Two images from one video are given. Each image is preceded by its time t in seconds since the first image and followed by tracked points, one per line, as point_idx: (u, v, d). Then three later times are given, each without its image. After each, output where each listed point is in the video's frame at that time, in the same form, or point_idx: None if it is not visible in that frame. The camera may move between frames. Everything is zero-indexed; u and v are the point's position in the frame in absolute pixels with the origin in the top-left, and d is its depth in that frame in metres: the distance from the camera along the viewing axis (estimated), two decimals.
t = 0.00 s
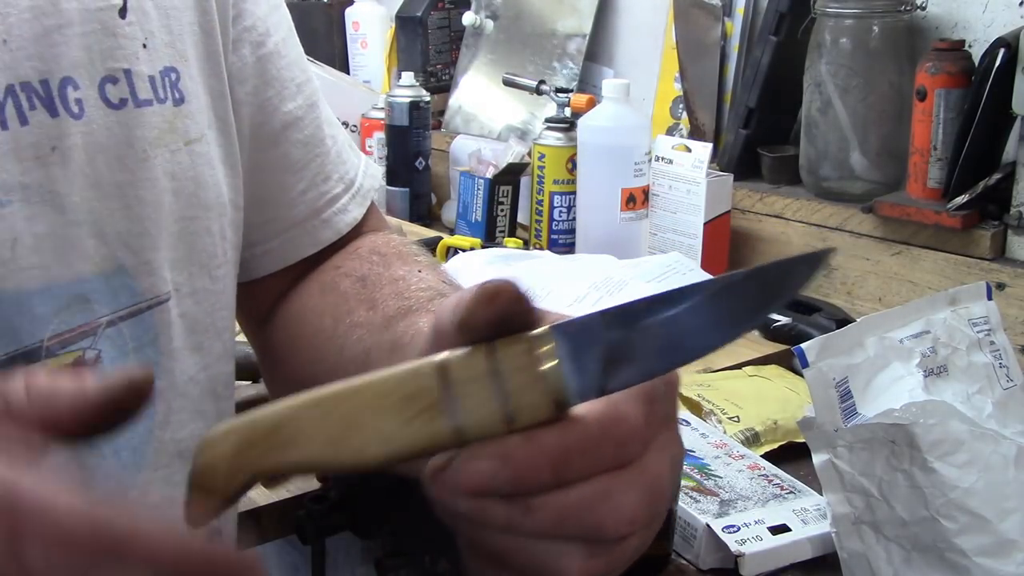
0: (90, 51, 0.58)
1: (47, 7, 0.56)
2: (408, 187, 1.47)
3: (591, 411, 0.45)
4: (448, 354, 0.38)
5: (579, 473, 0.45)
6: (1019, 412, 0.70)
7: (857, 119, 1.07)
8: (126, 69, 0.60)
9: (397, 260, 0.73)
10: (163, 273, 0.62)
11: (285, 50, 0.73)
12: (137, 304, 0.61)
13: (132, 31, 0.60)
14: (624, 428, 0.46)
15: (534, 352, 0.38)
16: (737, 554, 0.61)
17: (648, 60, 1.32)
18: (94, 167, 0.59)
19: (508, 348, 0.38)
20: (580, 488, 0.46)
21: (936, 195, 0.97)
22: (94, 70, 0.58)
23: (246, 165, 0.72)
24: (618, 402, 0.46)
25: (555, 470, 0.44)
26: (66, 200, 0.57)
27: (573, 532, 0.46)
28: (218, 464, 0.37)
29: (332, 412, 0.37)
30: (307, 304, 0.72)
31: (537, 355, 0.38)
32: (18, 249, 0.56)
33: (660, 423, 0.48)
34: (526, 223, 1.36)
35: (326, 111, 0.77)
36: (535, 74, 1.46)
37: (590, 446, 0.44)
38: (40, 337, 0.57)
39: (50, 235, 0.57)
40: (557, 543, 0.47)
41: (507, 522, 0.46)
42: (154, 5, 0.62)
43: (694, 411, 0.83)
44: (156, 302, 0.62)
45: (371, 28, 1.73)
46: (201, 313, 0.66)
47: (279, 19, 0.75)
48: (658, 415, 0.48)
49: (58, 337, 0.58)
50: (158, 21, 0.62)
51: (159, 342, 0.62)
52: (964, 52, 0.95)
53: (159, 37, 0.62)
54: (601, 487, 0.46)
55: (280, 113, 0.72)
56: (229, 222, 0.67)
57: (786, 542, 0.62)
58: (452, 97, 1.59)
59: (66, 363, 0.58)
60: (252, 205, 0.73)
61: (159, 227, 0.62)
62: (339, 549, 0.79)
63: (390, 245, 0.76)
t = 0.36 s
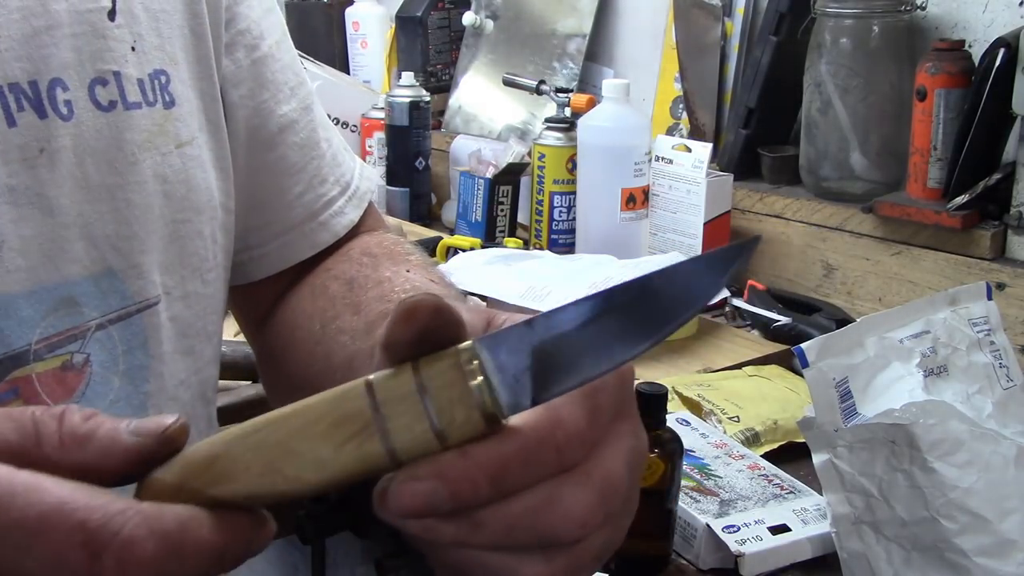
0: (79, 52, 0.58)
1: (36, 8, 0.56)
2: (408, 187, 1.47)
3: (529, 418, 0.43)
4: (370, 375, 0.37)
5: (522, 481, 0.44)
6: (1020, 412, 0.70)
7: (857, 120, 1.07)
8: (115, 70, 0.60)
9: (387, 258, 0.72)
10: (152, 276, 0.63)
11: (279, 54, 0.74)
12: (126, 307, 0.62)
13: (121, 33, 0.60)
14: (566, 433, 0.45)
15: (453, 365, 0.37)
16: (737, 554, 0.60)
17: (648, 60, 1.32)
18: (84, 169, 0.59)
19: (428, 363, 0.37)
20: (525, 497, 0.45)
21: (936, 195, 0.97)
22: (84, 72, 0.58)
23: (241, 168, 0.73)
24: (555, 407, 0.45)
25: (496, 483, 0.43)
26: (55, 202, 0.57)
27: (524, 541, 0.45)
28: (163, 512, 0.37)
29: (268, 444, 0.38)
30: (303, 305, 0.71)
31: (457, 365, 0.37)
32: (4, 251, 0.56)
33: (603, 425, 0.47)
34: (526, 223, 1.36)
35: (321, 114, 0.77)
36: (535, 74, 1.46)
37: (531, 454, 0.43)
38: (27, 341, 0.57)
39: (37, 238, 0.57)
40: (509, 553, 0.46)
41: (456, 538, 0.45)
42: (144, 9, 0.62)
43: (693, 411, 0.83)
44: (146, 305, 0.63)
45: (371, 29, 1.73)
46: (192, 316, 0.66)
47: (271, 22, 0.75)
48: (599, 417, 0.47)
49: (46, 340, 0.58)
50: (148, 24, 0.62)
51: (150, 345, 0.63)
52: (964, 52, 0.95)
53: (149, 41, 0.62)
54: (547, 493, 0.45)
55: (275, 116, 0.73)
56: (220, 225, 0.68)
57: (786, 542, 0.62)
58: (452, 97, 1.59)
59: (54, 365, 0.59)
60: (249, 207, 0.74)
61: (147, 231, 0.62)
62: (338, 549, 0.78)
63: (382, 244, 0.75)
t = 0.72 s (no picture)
0: (84, 53, 0.58)
1: (42, 9, 0.56)
2: (408, 187, 1.47)
3: (514, 385, 0.44)
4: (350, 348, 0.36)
5: (511, 448, 0.45)
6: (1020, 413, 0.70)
7: (857, 120, 1.07)
8: (120, 72, 0.59)
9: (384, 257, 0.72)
10: (157, 278, 0.63)
11: (280, 56, 0.74)
12: (131, 308, 0.62)
13: (125, 34, 0.60)
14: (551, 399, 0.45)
15: (437, 341, 0.35)
16: (737, 554, 0.60)
17: (648, 60, 1.32)
18: (89, 170, 0.58)
19: (410, 337, 0.35)
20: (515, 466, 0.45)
21: (936, 195, 0.97)
22: (89, 73, 0.58)
23: (244, 169, 0.73)
24: (538, 371, 0.46)
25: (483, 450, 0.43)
26: (61, 203, 0.57)
27: (516, 509, 0.46)
28: (154, 506, 0.38)
29: (246, 427, 0.36)
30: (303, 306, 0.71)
31: (441, 340, 0.35)
32: (12, 251, 0.56)
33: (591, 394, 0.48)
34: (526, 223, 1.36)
35: (321, 116, 0.77)
36: (535, 74, 1.46)
37: (517, 421, 0.44)
38: (33, 342, 0.57)
39: (43, 238, 0.57)
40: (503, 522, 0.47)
41: (449, 509, 0.46)
42: (148, 9, 0.62)
43: (693, 411, 0.83)
44: (151, 306, 0.62)
45: (371, 29, 1.73)
46: (197, 318, 0.66)
47: (273, 24, 0.75)
48: (587, 384, 0.47)
49: (51, 341, 0.58)
50: (152, 25, 0.62)
51: (153, 347, 0.63)
52: (964, 52, 0.95)
53: (152, 42, 0.62)
54: (538, 461, 0.46)
55: (277, 117, 0.73)
56: (222, 226, 0.68)
57: (786, 542, 0.62)
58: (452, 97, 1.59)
59: (58, 366, 0.59)
60: (252, 208, 0.74)
61: (152, 232, 0.62)
62: (338, 549, 0.78)
63: (382, 244, 0.75)
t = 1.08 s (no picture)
0: (94, 55, 0.58)
1: (52, 11, 0.55)
2: (408, 187, 1.47)
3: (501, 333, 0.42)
4: (326, 316, 0.34)
5: (499, 399, 0.43)
6: (1019, 412, 0.70)
7: (857, 120, 1.07)
8: (129, 73, 0.59)
9: (383, 256, 0.72)
10: (166, 278, 0.63)
11: (283, 56, 0.74)
12: (141, 309, 0.61)
13: (134, 36, 0.60)
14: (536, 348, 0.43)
15: (422, 313, 0.34)
16: (737, 555, 0.60)
17: (648, 60, 1.32)
18: (99, 172, 0.58)
19: (388, 308, 0.34)
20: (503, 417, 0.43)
21: (936, 195, 0.97)
22: (99, 74, 0.58)
23: (248, 170, 0.72)
24: (522, 322, 0.44)
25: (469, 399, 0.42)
26: (71, 205, 0.57)
27: (509, 468, 0.44)
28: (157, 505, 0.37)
29: (231, 413, 0.35)
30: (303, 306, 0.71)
31: (420, 305, 0.34)
32: (22, 254, 0.55)
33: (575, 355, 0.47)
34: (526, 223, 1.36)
35: (324, 117, 0.78)
36: (535, 74, 1.46)
37: (503, 368, 0.42)
38: (43, 343, 0.57)
39: (53, 240, 0.56)
40: (495, 484, 0.45)
41: (440, 471, 0.44)
42: (156, 10, 0.62)
43: (693, 411, 0.83)
44: (160, 307, 0.63)
45: (371, 29, 1.73)
46: (204, 319, 0.67)
47: (275, 25, 0.75)
48: (576, 338, 0.45)
49: (62, 342, 0.57)
50: (160, 26, 0.62)
51: (161, 349, 0.63)
52: (964, 52, 0.95)
53: (161, 43, 0.62)
54: (527, 415, 0.44)
55: (281, 118, 0.73)
56: (228, 227, 0.68)
57: (786, 542, 0.62)
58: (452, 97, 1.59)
59: (70, 368, 0.58)
60: (255, 209, 0.74)
61: (159, 232, 0.62)
62: (339, 549, 0.78)
63: (382, 244, 0.75)
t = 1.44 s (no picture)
0: (105, 55, 0.58)
1: (63, 11, 0.55)
2: (408, 187, 1.47)
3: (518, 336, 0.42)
4: (345, 321, 0.34)
5: (516, 402, 0.43)
6: (1019, 412, 0.70)
7: (858, 120, 1.07)
8: (139, 74, 0.59)
9: (383, 257, 0.72)
10: (175, 280, 0.63)
11: (287, 57, 0.74)
12: (151, 309, 0.62)
13: (144, 36, 0.60)
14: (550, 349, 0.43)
15: (440, 318, 0.33)
16: (737, 554, 0.60)
17: (648, 60, 1.32)
18: (110, 173, 0.58)
19: (407, 313, 0.33)
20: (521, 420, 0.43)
21: (936, 195, 0.97)
22: (110, 74, 0.58)
23: (253, 171, 0.73)
24: (537, 326, 0.44)
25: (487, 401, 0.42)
26: (82, 207, 0.57)
27: (526, 471, 0.44)
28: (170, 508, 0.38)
29: (248, 418, 0.35)
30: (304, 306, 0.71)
31: (439, 310, 0.33)
32: (32, 255, 0.55)
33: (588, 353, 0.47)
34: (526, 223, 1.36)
35: (327, 117, 0.77)
36: (535, 74, 1.46)
37: (520, 371, 0.42)
38: (52, 345, 0.57)
39: (62, 241, 0.56)
40: (510, 486, 0.45)
41: (457, 474, 0.43)
42: (165, 11, 0.62)
43: (693, 411, 0.83)
44: (168, 308, 0.63)
45: (371, 29, 1.73)
46: (209, 319, 0.67)
47: (279, 25, 0.75)
48: (591, 340, 0.45)
49: (70, 344, 0.58)
50: (170, 27, 0.62)
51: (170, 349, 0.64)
52: (964, 52, 0.95)
53: (170, 44, 0.62)
54: (544, 417, 0.44)
55: (285, 118, 0.72)
56: (234, 227, 0.68)
57: (786, 542, 0.62)
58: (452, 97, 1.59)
59: (80, 368, 0.59)
60: (257, 210, 0.74)
61: (168, 232, 0.62)
62: (339, 549, 0.78)
63: (382, 244, 0.75)
